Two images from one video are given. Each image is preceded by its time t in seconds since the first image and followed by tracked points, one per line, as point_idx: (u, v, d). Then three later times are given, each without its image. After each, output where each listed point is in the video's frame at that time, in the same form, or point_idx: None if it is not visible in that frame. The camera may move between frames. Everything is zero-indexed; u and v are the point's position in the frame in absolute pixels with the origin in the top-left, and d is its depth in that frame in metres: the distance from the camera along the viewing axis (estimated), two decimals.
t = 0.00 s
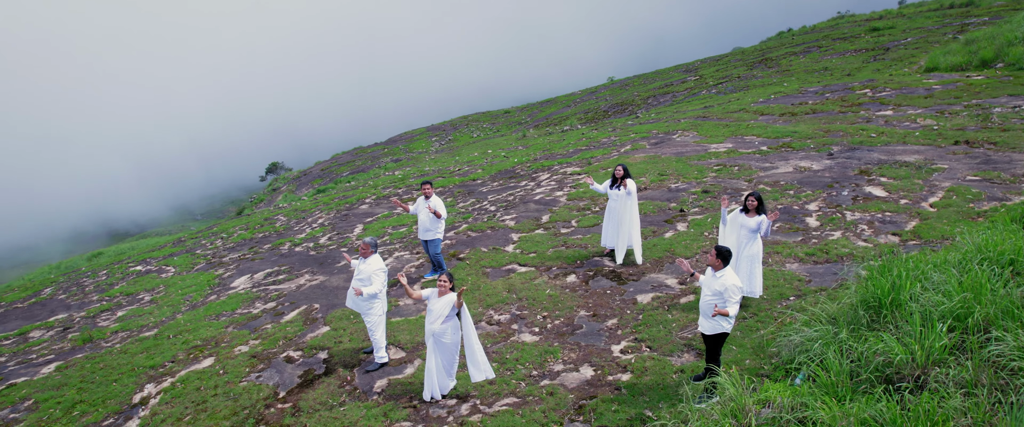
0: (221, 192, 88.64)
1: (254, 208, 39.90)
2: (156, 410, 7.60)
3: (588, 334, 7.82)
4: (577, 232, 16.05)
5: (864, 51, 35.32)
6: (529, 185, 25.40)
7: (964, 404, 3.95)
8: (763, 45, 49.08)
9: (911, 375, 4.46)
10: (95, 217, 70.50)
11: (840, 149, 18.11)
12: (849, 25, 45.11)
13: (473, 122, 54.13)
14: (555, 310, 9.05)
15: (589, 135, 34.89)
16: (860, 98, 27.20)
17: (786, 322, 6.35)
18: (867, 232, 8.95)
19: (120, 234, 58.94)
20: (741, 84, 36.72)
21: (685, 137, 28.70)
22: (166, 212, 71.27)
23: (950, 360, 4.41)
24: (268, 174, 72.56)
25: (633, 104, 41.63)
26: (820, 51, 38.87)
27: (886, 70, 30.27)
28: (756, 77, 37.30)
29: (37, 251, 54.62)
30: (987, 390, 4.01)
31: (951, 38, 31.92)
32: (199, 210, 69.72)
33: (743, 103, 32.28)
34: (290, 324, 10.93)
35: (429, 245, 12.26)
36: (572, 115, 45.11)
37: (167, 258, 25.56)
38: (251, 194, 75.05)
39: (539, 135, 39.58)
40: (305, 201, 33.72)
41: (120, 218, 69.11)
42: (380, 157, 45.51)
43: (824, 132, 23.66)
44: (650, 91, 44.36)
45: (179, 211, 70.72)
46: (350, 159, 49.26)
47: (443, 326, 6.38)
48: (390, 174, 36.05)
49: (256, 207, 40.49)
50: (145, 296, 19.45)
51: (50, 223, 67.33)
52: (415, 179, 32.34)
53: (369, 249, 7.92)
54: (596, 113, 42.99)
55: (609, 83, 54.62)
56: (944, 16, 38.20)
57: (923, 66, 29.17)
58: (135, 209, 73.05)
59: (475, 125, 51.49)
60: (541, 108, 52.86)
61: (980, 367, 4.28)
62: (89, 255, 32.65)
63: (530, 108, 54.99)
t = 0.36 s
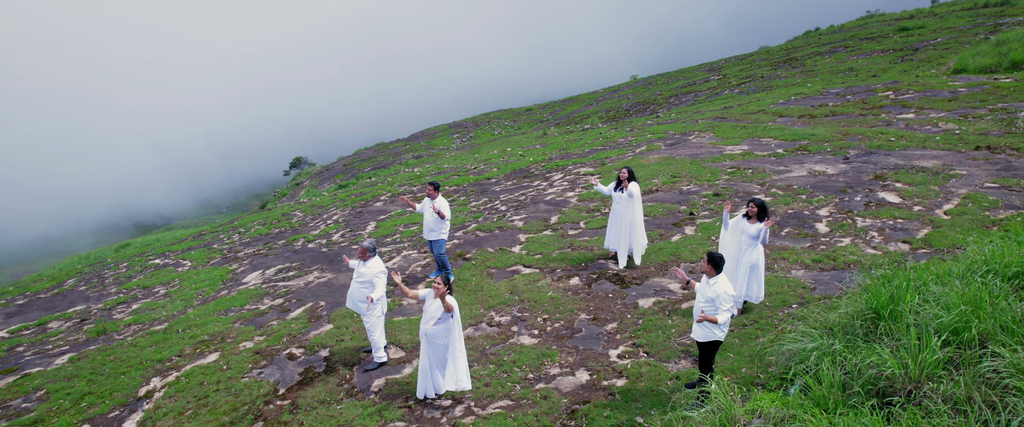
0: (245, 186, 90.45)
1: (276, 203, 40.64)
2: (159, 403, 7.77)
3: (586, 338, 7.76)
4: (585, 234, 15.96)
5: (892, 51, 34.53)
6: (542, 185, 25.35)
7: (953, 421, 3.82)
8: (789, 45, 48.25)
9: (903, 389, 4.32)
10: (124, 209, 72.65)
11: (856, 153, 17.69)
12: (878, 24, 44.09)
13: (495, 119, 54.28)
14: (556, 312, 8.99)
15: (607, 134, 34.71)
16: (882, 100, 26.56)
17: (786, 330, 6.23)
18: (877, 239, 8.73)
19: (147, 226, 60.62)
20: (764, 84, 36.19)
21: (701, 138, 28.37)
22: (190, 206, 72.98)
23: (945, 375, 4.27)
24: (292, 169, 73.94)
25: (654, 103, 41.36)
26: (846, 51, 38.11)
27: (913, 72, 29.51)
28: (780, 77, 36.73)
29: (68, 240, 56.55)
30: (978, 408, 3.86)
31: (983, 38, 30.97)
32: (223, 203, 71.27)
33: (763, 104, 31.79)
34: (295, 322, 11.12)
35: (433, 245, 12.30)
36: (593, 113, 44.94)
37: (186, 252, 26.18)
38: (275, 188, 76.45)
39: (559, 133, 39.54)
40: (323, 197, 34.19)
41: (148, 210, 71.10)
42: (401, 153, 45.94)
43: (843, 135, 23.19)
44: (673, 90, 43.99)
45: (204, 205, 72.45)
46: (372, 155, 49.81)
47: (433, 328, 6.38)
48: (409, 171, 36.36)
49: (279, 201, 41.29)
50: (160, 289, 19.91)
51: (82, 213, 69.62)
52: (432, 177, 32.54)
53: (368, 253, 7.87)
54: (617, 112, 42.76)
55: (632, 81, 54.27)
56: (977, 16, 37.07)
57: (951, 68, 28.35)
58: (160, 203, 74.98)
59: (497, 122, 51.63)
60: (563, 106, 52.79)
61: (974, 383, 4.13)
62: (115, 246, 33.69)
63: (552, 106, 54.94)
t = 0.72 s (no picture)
0: (268, 179, 92.03)
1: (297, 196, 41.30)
2: (163, 396, 7.96)
3: (584, 341, 7.71)
4: (592, 234, 15.86)
5: (920, 50, 33.70)
6: (554, 184, 25.29)
7: None
8: (816, 42, 47.30)
9: (892, 403, 4.20)
10: (150, 198, 74.43)
11: (872, 156, 17.29)
12: (909, 22, 42.98)
13: (516, 115, 54.28)
14: (556, 314, 8.93)
15: (625, 132, 34.46)
16: (903, 102, 25.93)
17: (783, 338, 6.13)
18: (885, 245, 8.53)
19: (172, 216, 62.24)
20: (787, 83, 35.64)
21: (717, 138, 28.00)
22: (213, 198, 74.46)
23: (935, 390, 4.14)
24: (315, 162, 75.20)
25: (676, 100, 41.01)
26: (873, 49, 37.31)
27: (941, 71, 28.76)
28: (804, 76, 36.12)
29: (97, 228, 58.44)
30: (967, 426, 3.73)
31: (1017, 38, 29.97)
32: (246, 195, 72.66)
33: (782, 104, 31.29)
34: (300, 318, 11.36)
35: (438, 245, 12.37)
36: (615, 110, 44.64)
37: (204, 244, 26.79)
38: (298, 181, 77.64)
39: (579, 130, 39.44)
40: (341, 191, 34.59)
41: (174, 201, 72.90)
42: (422, 147, 46.31)
43: (861, 137, 22.70)
44: (695, 88, 43.54)
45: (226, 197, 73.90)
46: (393, 150, 50.25)
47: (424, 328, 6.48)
48: (428, 166, 36.62)
49: (300, 194, 41.95)
50: (174, 282, 20.36)
51: (112, 202, 71.75)
52: (447, 173, 32.69)
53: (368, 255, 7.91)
54: (638, 109, 42.44)
55: (655, 78, 53.83)
56: (1012, 14, 35.91)
57: (980, 68, 27.52)
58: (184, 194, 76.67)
59: (519, 118, 51.64)
60: (585, 103, 52.56)
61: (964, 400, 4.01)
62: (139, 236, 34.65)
63: (574, 102, 54.76)
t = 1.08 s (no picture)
0: (290, 169, 93.42)
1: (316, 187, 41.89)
2: (167, 387, 8.20)
3: (581, 342, 7.68)
4: (598, 233, 15.77)
5: (951, 46, 32.76)
6: (566, 180, 25.21)
7: None
8: (844, 37, 46.26)
9: (876, 416, 4.13)
10: (175, 187, 76.11)
11: (890, 157, 16.88)
12: (942, 17, 41.78)
13: (538, 108, 54.16)
14: (555, 314, 8.91)
15: (642, 128, 34.17)
16: (926, 101, 25.26)
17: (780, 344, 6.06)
18: (893, 251, 8.34)
19: (197, 205, 63.78)
20: (812, 79, 35.02)
21: (734, 136, 27.62)
22: (235, 188, 75.82)
23: (921, 405, 4.06)
24: (339, 152, 76.49)
25: (698, 95, 40.60)
26: (902, 45, 36.44)
27: (970, 69, 27.92)
28: (828, 72, 35.44)
29: (125, 215, 60.26)
30: None
31: None
32: (268, 185, 73.92)
33: (802, 101, 30.76)
34: (305, 312, 11.57)
35: (442, 242, 12.43)
36: (636, 104, 44.24)
37: (222, 234, 27.37)
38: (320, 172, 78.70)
39: (598, 125, 39.23)
40: (357, 184, 34.94)
41: (199, 189, 74.62)
42: (444, 140, 46.72)
43: (879, 137, 22.19)
44: (718, 83, 42.99)
45: (248, 187, 75.11)
46: (416, 141, 50.91)
47: (419, 327, 6.68)
48: (447, 159, 36.93)
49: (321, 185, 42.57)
50: (189, 272, 20.81)
51: (140, 190, 73.85)
52: (463, 167, 32.80)
53: (369, 252, 8.04)
54: (660, 103, 42.04)
55: (678, 72, 53.33)
56: None
57: (1011, 65, 26.61)
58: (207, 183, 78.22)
59: (540, 111, 51.52)
60: (607, 96, 52.25)
61: (950, 416, 3.92)
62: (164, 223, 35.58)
63: (596, 96, 54.39)
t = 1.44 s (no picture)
0: (311, 159, 94.66)
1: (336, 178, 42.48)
2: (172, 378, 8.45)
3: (577, 343, 7.68)
4: (605, 231, 15.69)
5: (982, 42, 31.77)
6: (578, 177, 25.13)
7: None
8: (873, 32, 45.14)
9: None
10: (199, 174, 77.70)
11: (906, 158, 16.48)
12: (976, 11, 40.52)
13: (559, 100, 54.04)
14: (554, 314, 8.91)
15: (659, 123, 33.91)
16: (949, 100, 24.59)
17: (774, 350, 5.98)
18: (899, 256, 8.18)
19: (219, 193, 65.13)
20: (836, 75, 34.35)
21: (749, 134, 27.24)
22: (255, 177, 77.08)
23: (903, 418, 3.99)
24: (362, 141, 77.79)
25: (721, 90, 40.13)
26: (931, 41, 35.51)
27: (1001, 66, 27.05)
28: (853, 68, 34.70)
29: (151, 201, 61.82)
30: None
31: None
32: (290, 174, 75.15)
33: (822, 99, 30.23)
34: (309, 306, 11.78)
35: (446, 240, 12.49)
36: (658, 98, 43.90)
37: (239, 224, 27.91)
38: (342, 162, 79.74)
39: (619, 119, 39.08)
40: (374, 175, 35.27)
41: (223, 177, 76.16)
42: (466, 131, 47.07)
43: (896, 137, 21.71)
44: (741, 77, 42.39)
45: (270, 176, 76.34)
46: (438, 131, 51.49)
47: (411, 324, 6.79)
48: (465, 151, 37.18)
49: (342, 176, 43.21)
50: (203, 263, 21.22)
51: (166, 177, 75.62)
52: (478, 161, 32.88)
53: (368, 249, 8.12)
54: (681, 97, 41.65)
55: (702, 66, 52.73)
56: None
57: None
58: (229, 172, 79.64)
59: (561, 104, 51.41)
60: (630, 89, 51.82)
61: None
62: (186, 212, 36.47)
63: (618, 89, 54.02)
